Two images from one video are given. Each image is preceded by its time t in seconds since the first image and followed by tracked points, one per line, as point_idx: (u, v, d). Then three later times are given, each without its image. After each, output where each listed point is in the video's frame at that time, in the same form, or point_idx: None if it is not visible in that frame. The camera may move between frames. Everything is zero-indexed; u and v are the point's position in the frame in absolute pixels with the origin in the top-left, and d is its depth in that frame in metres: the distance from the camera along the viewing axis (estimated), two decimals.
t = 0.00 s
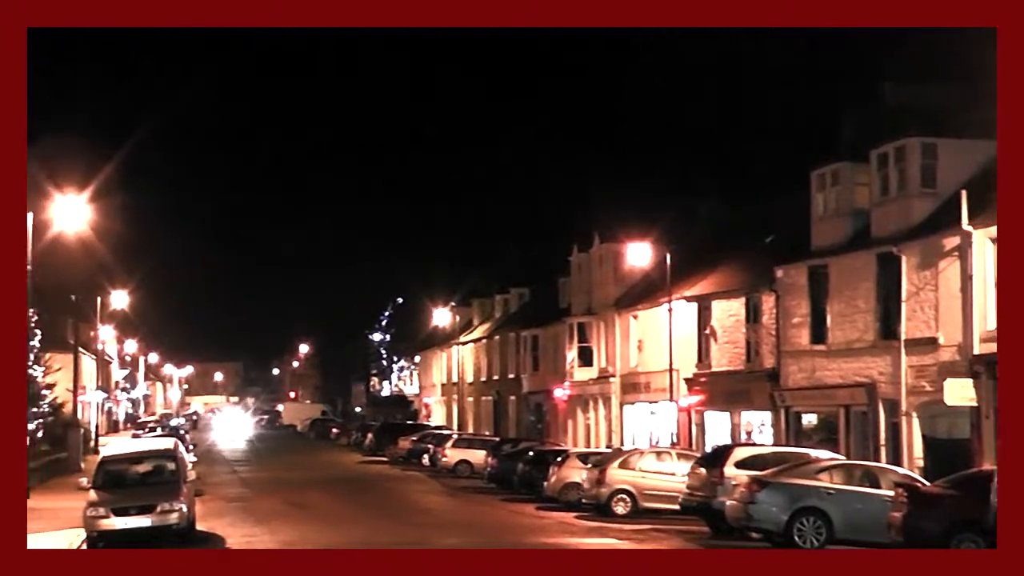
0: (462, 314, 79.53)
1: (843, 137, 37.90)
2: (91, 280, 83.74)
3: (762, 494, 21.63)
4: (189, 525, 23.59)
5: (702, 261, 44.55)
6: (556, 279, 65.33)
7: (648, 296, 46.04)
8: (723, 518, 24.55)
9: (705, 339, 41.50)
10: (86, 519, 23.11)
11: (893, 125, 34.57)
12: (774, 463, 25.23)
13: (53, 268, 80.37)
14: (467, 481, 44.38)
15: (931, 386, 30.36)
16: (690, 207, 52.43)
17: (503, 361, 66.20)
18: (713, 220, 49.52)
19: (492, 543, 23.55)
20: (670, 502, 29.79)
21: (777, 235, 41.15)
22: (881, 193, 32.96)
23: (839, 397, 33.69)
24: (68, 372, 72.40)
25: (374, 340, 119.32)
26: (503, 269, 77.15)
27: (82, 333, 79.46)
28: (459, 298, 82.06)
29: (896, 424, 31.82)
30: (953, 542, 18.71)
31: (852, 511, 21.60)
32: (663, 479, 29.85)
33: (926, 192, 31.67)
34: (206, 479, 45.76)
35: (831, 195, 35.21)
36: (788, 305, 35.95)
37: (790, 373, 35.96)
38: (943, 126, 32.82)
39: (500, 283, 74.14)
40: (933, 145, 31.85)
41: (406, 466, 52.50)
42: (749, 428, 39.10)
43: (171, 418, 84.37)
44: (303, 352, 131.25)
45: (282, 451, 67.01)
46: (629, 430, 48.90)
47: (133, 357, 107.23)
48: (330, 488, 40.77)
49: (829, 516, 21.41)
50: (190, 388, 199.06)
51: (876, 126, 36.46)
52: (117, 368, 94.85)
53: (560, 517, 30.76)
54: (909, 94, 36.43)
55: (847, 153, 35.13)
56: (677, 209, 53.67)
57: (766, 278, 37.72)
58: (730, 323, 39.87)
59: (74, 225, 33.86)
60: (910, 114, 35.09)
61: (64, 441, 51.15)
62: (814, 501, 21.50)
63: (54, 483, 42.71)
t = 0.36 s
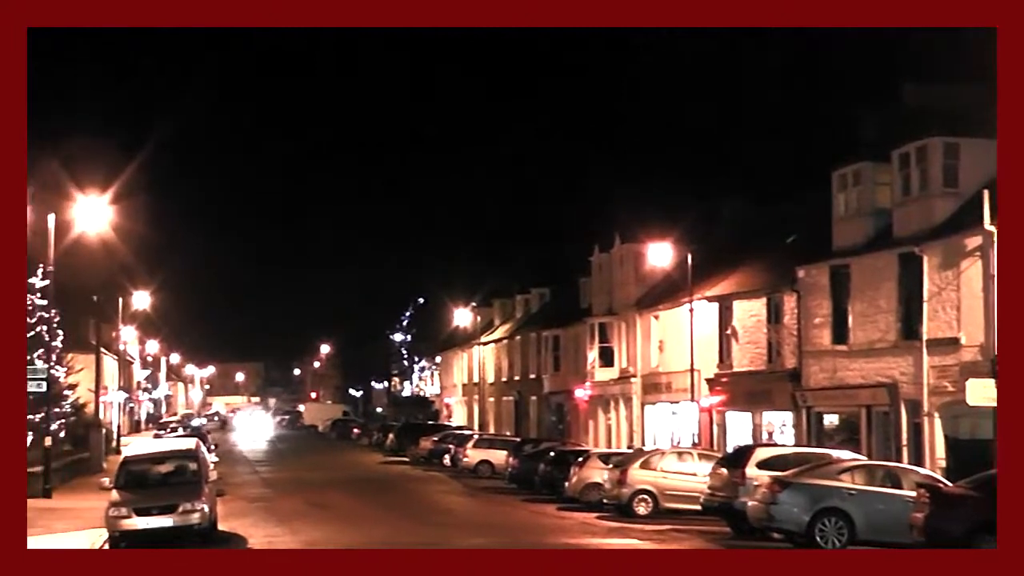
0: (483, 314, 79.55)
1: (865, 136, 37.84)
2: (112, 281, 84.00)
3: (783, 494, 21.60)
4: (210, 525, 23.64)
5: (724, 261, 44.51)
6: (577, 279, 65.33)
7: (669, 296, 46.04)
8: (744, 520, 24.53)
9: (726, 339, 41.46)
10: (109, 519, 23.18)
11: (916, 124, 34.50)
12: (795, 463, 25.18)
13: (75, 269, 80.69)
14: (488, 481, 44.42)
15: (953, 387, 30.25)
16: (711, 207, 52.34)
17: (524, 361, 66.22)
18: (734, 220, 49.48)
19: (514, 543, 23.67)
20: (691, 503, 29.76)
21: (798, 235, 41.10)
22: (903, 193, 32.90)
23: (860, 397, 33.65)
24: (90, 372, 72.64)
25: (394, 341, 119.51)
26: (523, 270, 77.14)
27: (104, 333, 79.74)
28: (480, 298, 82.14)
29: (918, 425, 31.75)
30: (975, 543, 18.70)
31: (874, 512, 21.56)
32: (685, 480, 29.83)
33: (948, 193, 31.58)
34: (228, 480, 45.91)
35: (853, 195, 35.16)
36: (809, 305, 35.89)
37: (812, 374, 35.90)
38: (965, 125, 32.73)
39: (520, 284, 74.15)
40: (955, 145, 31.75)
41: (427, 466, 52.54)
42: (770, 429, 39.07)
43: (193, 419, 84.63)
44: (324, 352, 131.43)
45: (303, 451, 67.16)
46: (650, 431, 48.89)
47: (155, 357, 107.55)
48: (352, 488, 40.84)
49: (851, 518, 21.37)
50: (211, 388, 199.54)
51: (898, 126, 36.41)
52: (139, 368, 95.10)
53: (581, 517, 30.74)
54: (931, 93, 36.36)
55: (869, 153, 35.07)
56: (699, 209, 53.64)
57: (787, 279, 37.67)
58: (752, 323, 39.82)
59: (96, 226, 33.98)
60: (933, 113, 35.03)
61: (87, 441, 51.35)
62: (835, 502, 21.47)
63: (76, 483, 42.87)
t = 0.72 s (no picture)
0: (503, 315, 79.55)
1: (886, 137, 37.76)
2: (133, 282, 84.21)
3: (804, 494, 21.55)
4: (231, 525, 23.68)
5: (745, 261, 44.45)
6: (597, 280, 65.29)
7: (690, 297, 46.02)
8: (765, 520, 24.52)
9: (747, 340, 41.42)
10: (130, 519, 23.26)
11: (937, 125, 34.40)
12: (816, 464, 25.15)
13: (96, 270, 80.96)
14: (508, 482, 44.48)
15: (974, 387, 30.19)
16: (731, 207, 52.24)
17: (545, 362, 66.22)
18: (755, 221, 49.40)
19: (533, 543, 23.80)
20: (712, 503, 29.72)
21: (819, 236, 41.02)
22: (924, 193, 32.82)
23: (881, 397, 33.59)
24: (110, 372, 72.83)
25: (414, 341, 119.65)
26: (542, 270, 77.12)
27: (125, 334, 79.98)
28: (500, 299, 82.17)
29: (939, 426, 31.69)
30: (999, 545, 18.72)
31: (895, 513, 21.54)
32: (705, 480, 29.82)
33: (969, 193, 31.50)
34: (249, 480, 46.05)
35: (874, 195, 35.09)
36: (830, 305, 35.84)
37: (832, 374, 35.86)
38: (986, 125, 32.61)
39: (540, 285, 74.13)
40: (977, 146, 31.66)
41: (447, 466, 52.57)
42: (791, 429, 39.02)
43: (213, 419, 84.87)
44: (345, 352, 131.69)
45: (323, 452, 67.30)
46: (670, 431, 48.86)
47: (176, 358, 107.82)
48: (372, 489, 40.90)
49: (872, 518, 21.35)
50: (232, 388, 200.01)
51: (920, 127, 36.32)
52: (159, 369, 95.32)
53: (602, 517, 30.75)
54: (954, 94, 36.26)
55: (890, 153, 34.98)
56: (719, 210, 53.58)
57: (808, 279, 37.62)
58: (772, 324, 39.75)
59: (117, 228, 34.08)
60: (955, 114, 34.94)
61: (108, 441, 51.52)
62: (856, 502, 21.44)
63: (99, 483, 43.01)
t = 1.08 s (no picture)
0: (523, 316, 79.54)
1: (907, 137, 37.66)
2: (154, 283, 84.46)
3: (825, 496, 21.51)
4: (252, 526, 23.72)
5: (765, 262, 44.39)
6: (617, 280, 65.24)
7: (710, 297, 45.98)
8: (785, 521, 24.49)
9: (767, 341, 41.36)
10: (151, 519, 23.31)
11: (957, 125, 34.30)
12: (837, 465, 25.10)
13: (117, 272, 81.23)
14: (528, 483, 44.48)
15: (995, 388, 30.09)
16: (751, 207, 52.17)
17: (565, 362, 66.23)
18: (775, 221, 49.32)
19: (552, 542, 24.02)
20: (733, 504, 29.68)
21: (839, 236, 40.94)
22: (944, 193, 32.72)
23: (902, 398, 33.52)
24: (131, 373, 73.04)
25: (435, 342, 119.72)
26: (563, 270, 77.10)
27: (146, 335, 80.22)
28: (520, 299, 82.16)
29: (960, 426, 31.58)
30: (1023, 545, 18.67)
31: (916, 514, 21.48)
32: (726, 481, 29.78)
33: (989, 193, 31.38)
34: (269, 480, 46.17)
35: (894, 195, 35.01)
36: (851, 306, 35.78)
37: (853, 374, 35.80)
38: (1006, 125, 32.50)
39: (560, 285, 74.14)
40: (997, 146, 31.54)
41: (467, 467, 52.61)
42: (811, 430, 38.95)
43: (235, 420, 85.08)
44: (365, 353, 131.84)
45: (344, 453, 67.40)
46: (691, 431, 48.81)
47: (197, 359, 108.08)
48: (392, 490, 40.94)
49: (894, 520, 21.30)
50: (252, 388, 200.39)
51: (941, 126, 36.22)
52: (180, 369, 95.56)
53: (622, 518, 30.75)
54: (975, 94, 36.15)
55: (910, 153, 34.88)
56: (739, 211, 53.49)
57: (828, 280, 37.56)
58: (793, 324, 39.69)
59: (138, 229, 34.20)
60: (975, 113, 34.83)
61: (130, 441, 51.69)
62: (877, 504, 21.39)
63: (120, 484, 43.16)
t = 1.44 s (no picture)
0: (542, 316, 79.51)
1: (927, 137, 37.53)
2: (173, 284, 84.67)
3: (845, 497, 21.46)
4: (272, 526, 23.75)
5: (785, 262, 44.29)
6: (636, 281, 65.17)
7: (729, 298, 45.92)
8: (806, 522, 24.39)
9: (787, 341, 41.28)
10: (171, 519, 23.34)
11: (978, 125, 34.17)
12: (856, 466, 24.99)
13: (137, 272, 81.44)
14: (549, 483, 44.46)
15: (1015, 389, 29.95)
16: (771, 208, 52.06)
17: (584, 363, 66.20)
18: (795, 221, 49.19)
19: (571, 543, 24.12)
20: (752, 504, 29.61)
21: (859, 236, 40.82)
22: (965, 193, 32.60)
23: (922, 398, 33.42)
24: (151, 374, 73.21)
25: (454, 342, 119.76)
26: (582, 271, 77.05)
27: (166, 336, 80.43)
28: (539, 300, 82.15)
29: (981, 427, 31.43)
30: None
31: (937, 515, 21.39)
32: (745, 481, 29.71)
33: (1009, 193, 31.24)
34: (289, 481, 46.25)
35: (915, 195, 34.89)
36: (871, 306, 35.68)
37: (873, 375, 35.69)
38: None
39: (579, 286, 74.09)
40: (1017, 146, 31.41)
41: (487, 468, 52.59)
42: (831, 431, 38.84)
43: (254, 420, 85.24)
44: (384, 353, 131.92)
45: (364, 453, 67.49)
46: (710, 431, 48.75)
47: (216, 360, 108.31)
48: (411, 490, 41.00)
49: (914, 521, 21.23)
50: (272, 389, 200.72)
51: (961, 126, 36.09)
52: (200, 370, 95.74)
53: (642, 518, 30.73)
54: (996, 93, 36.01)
55: (930, 153, 34.76)
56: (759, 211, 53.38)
57: (848, 280, 37.45)
58: (813, 325, 39.59)
59: (157, 230, 34.28)
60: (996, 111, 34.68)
61: (149, 442, 51.82)
62: (897, 505, 21.31)
63: (140, 484, 43.28)
